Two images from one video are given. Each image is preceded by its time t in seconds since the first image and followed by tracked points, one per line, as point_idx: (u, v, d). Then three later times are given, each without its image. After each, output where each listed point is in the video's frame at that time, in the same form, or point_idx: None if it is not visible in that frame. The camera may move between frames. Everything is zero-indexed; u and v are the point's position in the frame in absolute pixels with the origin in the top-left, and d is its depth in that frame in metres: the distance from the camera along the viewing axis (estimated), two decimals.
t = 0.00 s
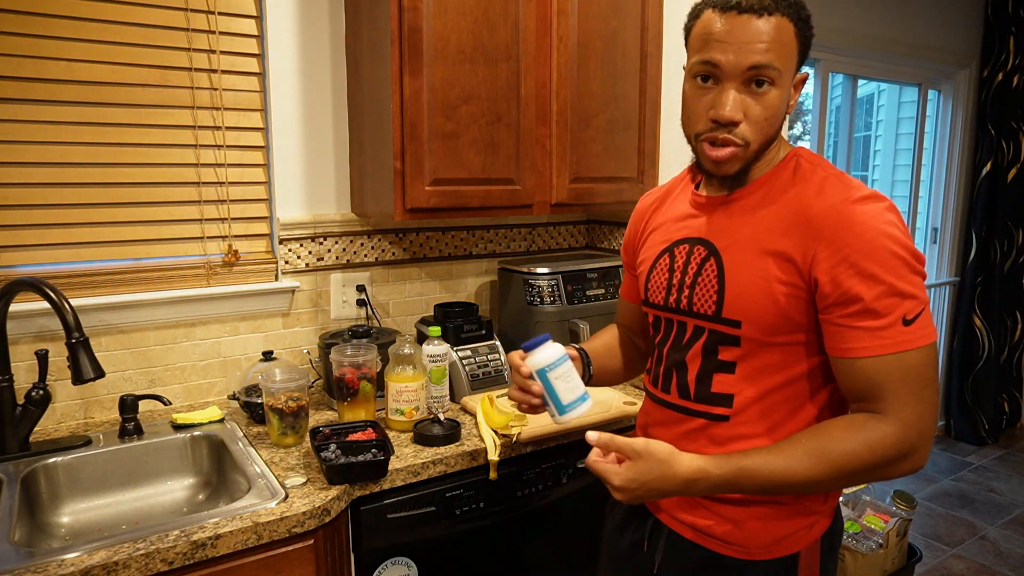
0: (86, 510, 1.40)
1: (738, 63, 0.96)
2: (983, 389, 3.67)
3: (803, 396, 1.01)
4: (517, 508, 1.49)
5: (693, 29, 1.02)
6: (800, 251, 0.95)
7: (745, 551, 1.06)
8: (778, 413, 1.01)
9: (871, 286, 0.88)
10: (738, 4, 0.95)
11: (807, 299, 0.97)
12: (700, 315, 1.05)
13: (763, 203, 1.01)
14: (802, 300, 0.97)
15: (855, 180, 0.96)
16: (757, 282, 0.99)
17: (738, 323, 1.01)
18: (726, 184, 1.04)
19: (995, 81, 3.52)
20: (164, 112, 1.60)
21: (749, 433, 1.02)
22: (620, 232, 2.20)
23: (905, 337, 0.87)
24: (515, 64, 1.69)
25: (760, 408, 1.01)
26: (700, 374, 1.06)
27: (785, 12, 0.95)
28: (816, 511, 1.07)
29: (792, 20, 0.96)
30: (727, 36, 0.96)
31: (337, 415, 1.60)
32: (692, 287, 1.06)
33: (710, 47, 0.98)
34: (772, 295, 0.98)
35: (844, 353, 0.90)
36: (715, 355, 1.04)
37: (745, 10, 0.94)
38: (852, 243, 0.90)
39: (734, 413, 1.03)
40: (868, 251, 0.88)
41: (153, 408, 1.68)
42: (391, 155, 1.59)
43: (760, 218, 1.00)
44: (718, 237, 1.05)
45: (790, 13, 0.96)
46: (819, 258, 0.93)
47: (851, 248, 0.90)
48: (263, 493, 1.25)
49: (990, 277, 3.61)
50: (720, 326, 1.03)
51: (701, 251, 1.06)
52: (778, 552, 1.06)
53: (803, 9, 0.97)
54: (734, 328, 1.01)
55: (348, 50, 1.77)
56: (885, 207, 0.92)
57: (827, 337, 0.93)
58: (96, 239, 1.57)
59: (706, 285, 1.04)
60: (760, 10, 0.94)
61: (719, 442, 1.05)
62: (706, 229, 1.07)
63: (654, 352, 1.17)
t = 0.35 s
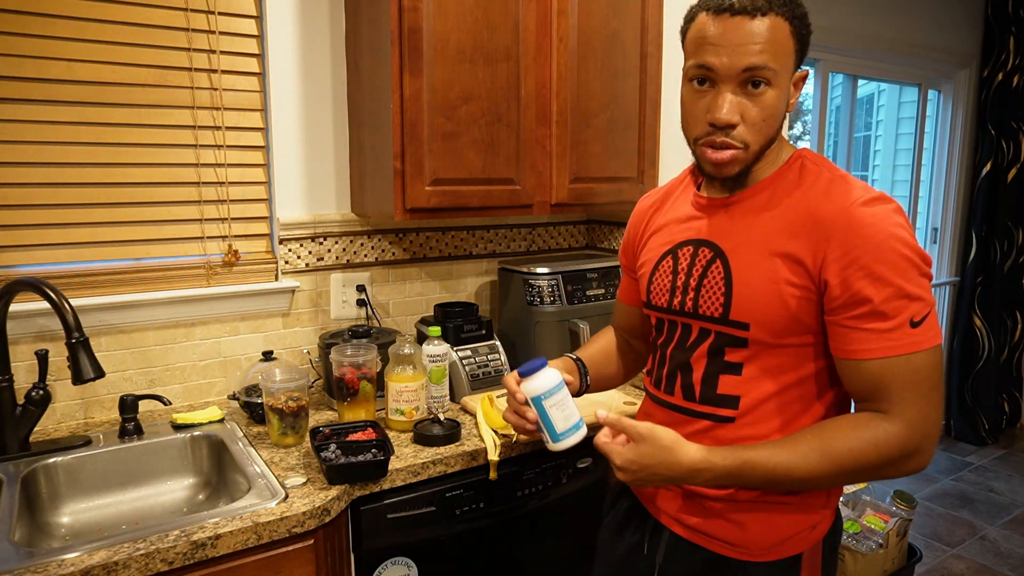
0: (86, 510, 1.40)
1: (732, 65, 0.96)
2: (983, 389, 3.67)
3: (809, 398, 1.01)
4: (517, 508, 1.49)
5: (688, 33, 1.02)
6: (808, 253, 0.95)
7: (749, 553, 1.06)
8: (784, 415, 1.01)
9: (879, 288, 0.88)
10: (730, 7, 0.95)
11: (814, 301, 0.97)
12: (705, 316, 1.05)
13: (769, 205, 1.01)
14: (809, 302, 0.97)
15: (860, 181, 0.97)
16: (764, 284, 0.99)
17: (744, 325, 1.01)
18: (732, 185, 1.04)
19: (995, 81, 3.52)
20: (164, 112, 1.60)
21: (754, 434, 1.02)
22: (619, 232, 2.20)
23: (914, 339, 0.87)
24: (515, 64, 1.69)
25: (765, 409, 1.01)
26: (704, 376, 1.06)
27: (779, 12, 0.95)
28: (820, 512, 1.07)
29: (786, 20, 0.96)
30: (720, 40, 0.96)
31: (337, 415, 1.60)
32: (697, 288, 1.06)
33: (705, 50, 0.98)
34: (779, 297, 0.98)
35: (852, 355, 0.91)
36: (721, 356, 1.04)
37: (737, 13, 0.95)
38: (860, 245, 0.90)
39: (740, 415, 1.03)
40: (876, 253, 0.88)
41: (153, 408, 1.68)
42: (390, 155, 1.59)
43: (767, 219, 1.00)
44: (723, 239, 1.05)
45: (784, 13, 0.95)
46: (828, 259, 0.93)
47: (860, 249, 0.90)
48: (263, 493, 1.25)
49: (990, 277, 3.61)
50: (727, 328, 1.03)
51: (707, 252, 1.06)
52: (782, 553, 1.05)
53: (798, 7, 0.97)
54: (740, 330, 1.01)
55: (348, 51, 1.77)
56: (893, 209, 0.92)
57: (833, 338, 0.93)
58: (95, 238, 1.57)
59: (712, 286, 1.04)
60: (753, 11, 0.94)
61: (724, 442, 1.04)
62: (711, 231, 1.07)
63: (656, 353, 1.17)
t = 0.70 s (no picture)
0: (86, 510, 1.40)
1: (740, 61, 0.96)
2: (984, 389, 3.67)
3: (808, 400, 1.01)
4: (517, 508, 1.49)
5: (695, 28, 1.01)
6: (808, 253, 0.95)
7: (751, 554, 1.05)
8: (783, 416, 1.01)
9: (880, 288, 0.88)
10: (739, 2, 0.95)
11: (814, 301, 0.97)
12: (705, 317, 1.05)
13: (770, 205, 1.01)
14: (808, 303, 0.97)
15: (861, 182, 0.97)
16: (764, 285, 0.99)
17: (744, 325, 1.01)
18: (732, 185, 1.05)
19: (995, 81, 3.52)
20: (164, 112, 1.60)
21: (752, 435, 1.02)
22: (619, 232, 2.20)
23: (913, 340, 0.87)
24: (515, 64, 1.69)
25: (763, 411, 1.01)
26: (704, 377, 1.06)
27: (787, 10, 0.95)
28: (819, 514, 1.07)
29: (794, 18, 0.96)
30: (728, 34, 0.96)
31: (337, 415, 1.60)
32: (698, 288, 1.06)
33: (712, 45, 0.98)
34: (779, 298, 0.98)
35: (849, 355, 0.90)
36: (721, 357, 1.04)
37: (748, 8, 0.94)
38: (862, 245, 0.90)
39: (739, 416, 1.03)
40: (878, 253, 0.88)
41: (153, 408, 1.68)
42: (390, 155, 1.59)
43: (767, 220, 1.00)
44: (724, 239, 1.05)
45: (793, 11, 0.96)
46: (828, 260, 0.93)
47: (861, 249, 0.90)
48: (263, 493, 1.25)
49: (990, 277, 3.61)
50: (726, 328, 1.03)
51: (708, 252, 1.06)
52: (784, 555, 1.05)
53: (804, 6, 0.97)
54: (740, 330, 1.01)
55: (348, 51, 1.77)
56: (894, 210, 0.92)
57: (831, 339, 0.93)
58: (95, 238, 1.57)
59: (713, 286, 1.04)
60: (762, 7, 0.94)
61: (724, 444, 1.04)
62: (712, 231, 1.07)
63: (656, 353, 1.17)
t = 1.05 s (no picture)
0: (86, 510, 1.40)
1: (737, 59, 0.96)
2: (983, 389, 3.67)
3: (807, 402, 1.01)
4: (517, 508, 1.49)
5: (693, 27, 1.02)
6: (807, 254, 0.95)
7: (750, 557, 1.05)
8: (782, 419, 1.01)
9: (879, 290, 0.88)
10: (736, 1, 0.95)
11: (813, 303, 0.97)
12: (704, 318, 1.05)
13: (769, 206, 1.01)
14: (807, 304, 0.97)
15: (862, 182, 0.96)
16: (763, 286, 0.99)
17: (744, 327, 1.01)
18: (733, 187, 1.05)
19: (995, 81, 3.52)
20: (164, 112, 1.60)
21: (751, 437, 1.02)
22: (619, 232, 2.20)
23: (913, 343, 0.86)
24: (515, 64, 1.69)
25: (762, 413, 1.01)
26: (704, 379, 1.06)
27: (785, 8, 0.95)
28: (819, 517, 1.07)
29: (792, 16, 0.95)
30: (725, 33, 0.96)
31: (337, 415, 1.60)
32: (697, 289, 1.06)
33: (709, 44, 0.98)
34: (779, 299, 0.98)
35: (847, 357, 0.90)
36: (720, 358, 1.04)
37: (746, 6, 0.94)
38: (860, 246, 0.90)
39: (739, 418, 1.03)
40: (877, 254, 0.88)
41: (153, 408, 1.68)
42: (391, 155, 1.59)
43: (767, 220, 1.00)
44: (723, 240, 1.05)
45: (792, 10, 0.95)
46: (827, 261, 0.93)
47: (860, 251, 0.89)
48: (263, 493, 1.25)
49: (990, 277, 3.61)
50: (726, 330, 1.03)
51: (707, 253, 1.06)
52: (783, 558, 1.05)
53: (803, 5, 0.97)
54: (740, 332, 1.01)
55: (348, 51, 1.77)
56: (895, 211, 0.92)
57: (831, 341, 0.93)
58: (95, 239, 1.57)
59: (712, 287, 1.04)
60: (759, 6, 0.94)
61: (724, 446, 1.05)
62: (712, 232, 1.07)
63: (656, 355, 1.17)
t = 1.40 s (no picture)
0: (86, 510, 1.40)
1: (712, 67, 0.96)
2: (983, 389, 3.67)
3: (816, 404, 1.01)
4: (517, 508, 1.49)
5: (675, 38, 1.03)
6: (818, 259, 0.95)
7: (754, 559, 1.05)
8: (790, 422, 1.01)
9: (892, 296, 0.88)
10: (710, 9, 0.96)
11: (824, 307, 0.97)
12: (713, 321, 1.05)
13: (779, 209, 1.00)
14: (818, 308, 0.97)
15: (872, 186, 0.96)
16: (774, 290, 0.98)
17: (753, 331, 1.01)
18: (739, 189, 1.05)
19: (995, 81, 3.52)
20: (164, 112, 1.60)
21: (759, 441, 1.02)
22: (619, 232, 2.20)
23: (926, 348, 0.87)
24: (515, 64, 1.69)
25: (770, 416, 1.01)
26: (712, 382, 1.06)
27: (761, 11, 0.94)
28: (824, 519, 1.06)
29: (773, 18, 0.94)
30: (700, 42, 0.97)
31: (337, 415, 1.60)
32: (706, 293, 1.06)
33: (687, 54, 0.99)
34: (790, 303, 0.97)
35: (859, 364, 0.91)
36: (728, 362, 1.04)
37: (724, 12, 0.94)
38: (874, 252, 0.90)
39: (747, 421, 1.02)
40: (889, 260, 0.88)
41: (153, 408, 1.68)
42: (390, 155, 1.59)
43: (778, 224, 1.00)
44: (733, 243, 1.04)
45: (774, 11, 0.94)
46: (839, 266, 0.93)
47: (872, 256, 0.90)
48: (263, 493, 1.25)
49: (990, 277, 3.61)
50: (735, 333, 1.02)
51: (716, 256, 1.06)
52: (788, 560, 1.05)
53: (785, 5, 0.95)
54: (749, 336, 1.01)
55: (348, 51, 1.77)
56: (907, 216, 0.92)
57: (842, 346, 0.93)
58: (94, 238, 1.57)
59: (721, 290, 1.04)
60: (731, 12, 0.94)
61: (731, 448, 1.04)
62: (721, 235, 1.06)
63: (661, 357, 1.17)
